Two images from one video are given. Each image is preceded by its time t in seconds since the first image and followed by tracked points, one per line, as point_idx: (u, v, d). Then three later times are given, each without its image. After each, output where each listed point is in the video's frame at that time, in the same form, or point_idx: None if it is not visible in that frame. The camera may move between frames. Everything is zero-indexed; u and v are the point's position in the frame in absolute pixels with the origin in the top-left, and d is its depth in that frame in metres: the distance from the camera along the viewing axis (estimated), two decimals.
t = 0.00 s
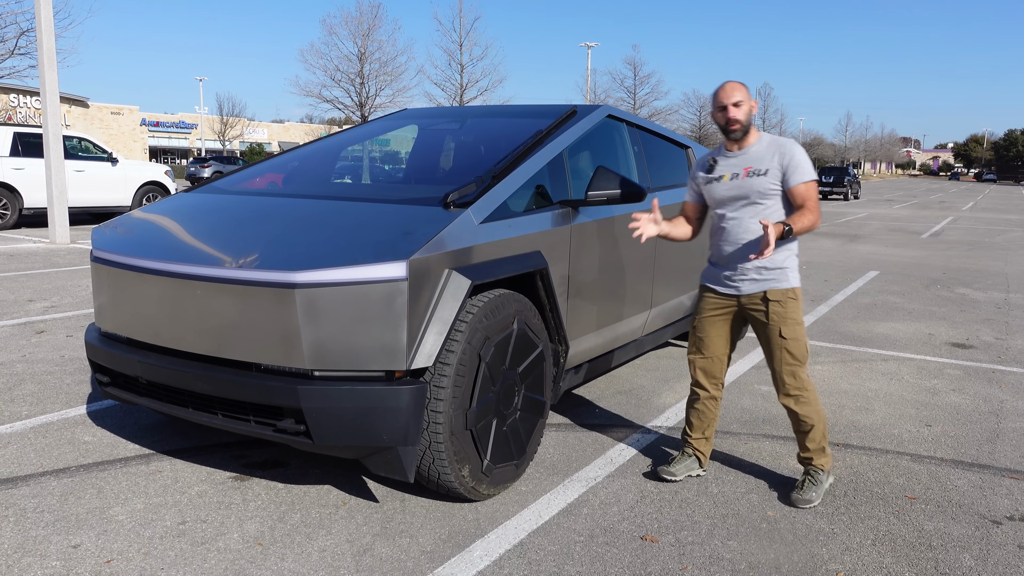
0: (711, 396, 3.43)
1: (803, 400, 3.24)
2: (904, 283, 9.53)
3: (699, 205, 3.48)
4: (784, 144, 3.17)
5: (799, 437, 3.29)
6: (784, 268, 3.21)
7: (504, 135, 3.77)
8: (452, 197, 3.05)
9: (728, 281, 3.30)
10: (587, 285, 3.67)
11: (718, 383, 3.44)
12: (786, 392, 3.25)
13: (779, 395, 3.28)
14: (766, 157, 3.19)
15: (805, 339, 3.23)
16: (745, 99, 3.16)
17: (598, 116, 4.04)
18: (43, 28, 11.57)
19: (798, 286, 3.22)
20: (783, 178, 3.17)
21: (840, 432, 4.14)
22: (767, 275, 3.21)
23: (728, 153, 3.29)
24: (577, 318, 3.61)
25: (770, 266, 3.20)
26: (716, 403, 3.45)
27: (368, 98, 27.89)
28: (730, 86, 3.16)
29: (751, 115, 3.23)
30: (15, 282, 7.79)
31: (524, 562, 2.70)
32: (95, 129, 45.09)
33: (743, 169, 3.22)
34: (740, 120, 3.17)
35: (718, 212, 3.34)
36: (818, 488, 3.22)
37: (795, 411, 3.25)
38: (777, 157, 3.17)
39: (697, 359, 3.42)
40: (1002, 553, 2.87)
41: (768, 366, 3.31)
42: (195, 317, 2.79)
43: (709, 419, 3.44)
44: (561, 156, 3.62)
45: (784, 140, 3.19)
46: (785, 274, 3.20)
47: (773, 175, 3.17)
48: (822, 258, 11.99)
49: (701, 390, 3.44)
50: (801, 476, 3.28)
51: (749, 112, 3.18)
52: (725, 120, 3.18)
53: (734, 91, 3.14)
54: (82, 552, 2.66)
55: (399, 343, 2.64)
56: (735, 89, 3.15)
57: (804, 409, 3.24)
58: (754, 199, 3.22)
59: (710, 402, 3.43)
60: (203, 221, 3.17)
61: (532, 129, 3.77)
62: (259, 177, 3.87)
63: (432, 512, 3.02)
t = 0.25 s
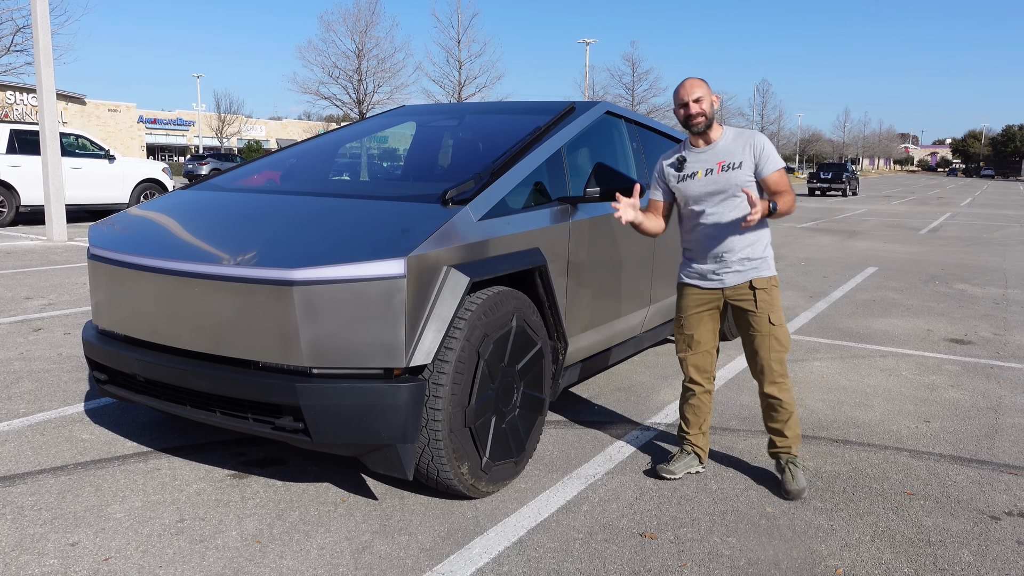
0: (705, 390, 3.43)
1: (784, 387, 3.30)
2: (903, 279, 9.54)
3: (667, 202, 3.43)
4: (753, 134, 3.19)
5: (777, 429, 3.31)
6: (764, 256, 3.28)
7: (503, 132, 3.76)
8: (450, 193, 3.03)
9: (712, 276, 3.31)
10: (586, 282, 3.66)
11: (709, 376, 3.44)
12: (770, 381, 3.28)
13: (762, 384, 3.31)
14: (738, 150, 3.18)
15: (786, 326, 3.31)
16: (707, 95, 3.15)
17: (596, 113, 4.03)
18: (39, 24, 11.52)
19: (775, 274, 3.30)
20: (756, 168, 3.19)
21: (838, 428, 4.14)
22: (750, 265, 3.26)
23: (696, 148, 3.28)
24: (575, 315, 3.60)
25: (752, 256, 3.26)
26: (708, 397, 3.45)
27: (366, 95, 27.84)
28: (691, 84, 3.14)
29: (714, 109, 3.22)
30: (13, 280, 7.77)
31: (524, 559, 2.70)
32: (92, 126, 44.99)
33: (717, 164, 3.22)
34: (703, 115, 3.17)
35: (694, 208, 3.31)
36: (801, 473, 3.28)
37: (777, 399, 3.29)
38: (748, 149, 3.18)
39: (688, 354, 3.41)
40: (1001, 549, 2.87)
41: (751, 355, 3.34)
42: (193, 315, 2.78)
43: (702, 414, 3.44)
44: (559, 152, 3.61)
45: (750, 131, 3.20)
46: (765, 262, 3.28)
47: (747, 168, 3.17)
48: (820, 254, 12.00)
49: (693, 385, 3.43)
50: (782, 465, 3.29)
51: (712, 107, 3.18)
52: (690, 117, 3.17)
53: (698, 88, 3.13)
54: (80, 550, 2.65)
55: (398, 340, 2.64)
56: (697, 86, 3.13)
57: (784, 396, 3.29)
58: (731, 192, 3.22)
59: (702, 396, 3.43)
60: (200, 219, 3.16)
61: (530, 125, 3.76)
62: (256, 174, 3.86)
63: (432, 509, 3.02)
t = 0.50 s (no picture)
0: (702, 389, 3.41)
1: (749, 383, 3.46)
2: (904, 280, 9.53)
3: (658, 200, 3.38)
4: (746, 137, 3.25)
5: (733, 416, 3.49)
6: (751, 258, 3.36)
7: (504, 131, 3.75)
8: (451, 193, 3.02)
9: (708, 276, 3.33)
10: (586, 282, 3.65)
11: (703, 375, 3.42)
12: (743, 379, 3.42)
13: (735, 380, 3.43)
14: (736, 151, 3.22)
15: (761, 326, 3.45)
16: (701, 95, 3.21)
17: (598, 112, 4.03)
18: (41, 23, 11.53)
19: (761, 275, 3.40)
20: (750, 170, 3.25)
21: (838, 429, 4.13)
22: (742, 267, 3.33)
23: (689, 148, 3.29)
24: (576, 315, 3.60)
25: (743, 257, 3.33)
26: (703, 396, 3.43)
27: (367, 94, 27.85)
28: (689, 82, 3.19)
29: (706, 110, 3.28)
30: (14, 278, 7.77)
31: (523, 560, 2.69)
32: (94, 124, 45.01)
33: (715, 164, 3.24)
34: (700, 113, 3.21)
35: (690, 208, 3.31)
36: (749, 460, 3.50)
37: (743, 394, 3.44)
38: (744, 150, 3.22)
39: (685, 355, 3.38)
40: (1001, 551, 2.86)
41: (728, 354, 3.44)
42: (193, 314, 2.77)
43: (697, 414, 3.43)
44: (560, 152, 3.61)
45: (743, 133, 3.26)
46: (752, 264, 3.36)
47: (744, 169, 3.22)
48: (820, 255, 12.00)
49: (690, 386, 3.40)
50: (728, 451, 3.51)
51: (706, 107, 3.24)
52: (688, 115, 3.20)
53: (695, 87, 3.18)
54: (80, 548, 2.65)
55: (399, 340, 2.64)
56: (694, 85, 3.18)
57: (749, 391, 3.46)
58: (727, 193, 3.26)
59: (697, 396, 3.42)
60: (201, 218, 3.16)
61: (532, 125, 3.76)
62: (257, 173, 3.85)
63: (431, 509, 3.02)
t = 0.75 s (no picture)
0: (698, 386, 3.40)
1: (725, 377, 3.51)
2: (903, 278, 9.53)
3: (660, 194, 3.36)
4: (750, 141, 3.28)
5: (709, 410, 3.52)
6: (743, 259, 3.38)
7: (504, 130, 3.75)
8: (451, 192, 3.02)
9: (701, 273, 3.32)
10: (586, 280, 3.66)
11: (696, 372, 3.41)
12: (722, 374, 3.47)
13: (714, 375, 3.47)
14: (741, 154, 3.24)
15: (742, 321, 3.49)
16: (715, 95, 3.19)
17: (598, 111, 4.02)
18: (39, 21, 11.51)
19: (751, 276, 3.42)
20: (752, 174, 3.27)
21: (838, 427, 4.13)
22: (735, 267, 3.34)
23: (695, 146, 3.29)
24: (576, 313, 3.60)
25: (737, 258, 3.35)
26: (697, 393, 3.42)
27: (366, 93, 27.83)
28: (703, 81, 3.17)
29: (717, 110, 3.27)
30: (13, 277, 7.77)
31: (524, 558, 2.69)
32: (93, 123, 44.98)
33: (720, 165, 3.24)
34: (710, 114, 3.20)
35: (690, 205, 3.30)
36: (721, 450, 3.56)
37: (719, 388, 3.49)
38: (749, 155, 3.24)
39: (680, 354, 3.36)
40: (1001, 549, 2.87)
41: (711, 350, 3.47)
42: (193, 313, 2.77)
43: (690, 412, 3.41)
44: (560, 150, 3.61)
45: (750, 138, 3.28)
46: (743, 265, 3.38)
47: (747, 174, 3.24)
48: (820, 254, 12.00)
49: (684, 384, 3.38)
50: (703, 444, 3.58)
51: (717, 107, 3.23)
52: (699, 114, 3.19)
53: (709, 86, 3.17)
54: (80, 547, 2.65)
55: (399, 338, 2.64)
56: (708, 84, 3.17)
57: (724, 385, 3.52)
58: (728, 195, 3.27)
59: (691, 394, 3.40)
60: (201, 216, 3.16)
61: (531, 123, 3.75)
62: (257, 171, 3.85)
63: (432, 508, 3.02)
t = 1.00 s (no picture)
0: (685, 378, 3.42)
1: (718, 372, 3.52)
2: (903, 277, 9.53)
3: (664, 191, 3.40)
4: (757, 147, 3.28)
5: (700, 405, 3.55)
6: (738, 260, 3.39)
7: (504, 129, 3.75)
8: (451, 191, 3.02)
9: (693, 269, 3.35)
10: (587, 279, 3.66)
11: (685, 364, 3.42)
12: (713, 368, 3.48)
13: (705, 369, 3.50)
14: (744, 158, 3.25)
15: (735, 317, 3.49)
16: (728, 96, 3.20)
17: (598, 110, 4.02)
18: (39, 19, 11.50)
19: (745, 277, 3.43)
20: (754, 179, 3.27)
21: (838, 426, 4.14)
22: (728, 267, 3.35)
23: (701, 147, 3.31)
24: (576, 313, 3.60)
25: (731, 259, 3.36)
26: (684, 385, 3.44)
27: (366, 91, 27.82)
28: (715, 82, 3.18)
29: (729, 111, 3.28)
30: (13, 275, 7.76)
31: (524, 556, 2.70)
32: (93, 122, 44.96)
33: (722, 166, 3.26)
34: (720, 115, 3.21)
35: (688, 203, 3.33)
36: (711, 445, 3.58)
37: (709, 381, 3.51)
38: (752, 159, 3.25)
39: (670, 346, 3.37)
40: (1000, 547, 2.87)
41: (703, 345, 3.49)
42: (193, 312, 2.78)
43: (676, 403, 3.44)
44: (560, 149, 3.60)
45: (755, 143, 3.30)
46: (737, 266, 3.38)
47: (748, 177, 3.25)
48: (820, 252, 12.01)
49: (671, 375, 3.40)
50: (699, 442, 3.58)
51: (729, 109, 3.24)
52: (708, 114, 3.20)
53: (722, 87, 3.18)
54: (80, 545, 2.65)
55: (399, 338, 2.64)
56: (721, 85, 3.18)
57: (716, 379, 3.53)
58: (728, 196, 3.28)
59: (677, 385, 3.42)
60: (201, 216, 3.16)
61: (532, 122, 3.75)
62: (257, 170, 3.85)
63: (432, 506, 3.02)
